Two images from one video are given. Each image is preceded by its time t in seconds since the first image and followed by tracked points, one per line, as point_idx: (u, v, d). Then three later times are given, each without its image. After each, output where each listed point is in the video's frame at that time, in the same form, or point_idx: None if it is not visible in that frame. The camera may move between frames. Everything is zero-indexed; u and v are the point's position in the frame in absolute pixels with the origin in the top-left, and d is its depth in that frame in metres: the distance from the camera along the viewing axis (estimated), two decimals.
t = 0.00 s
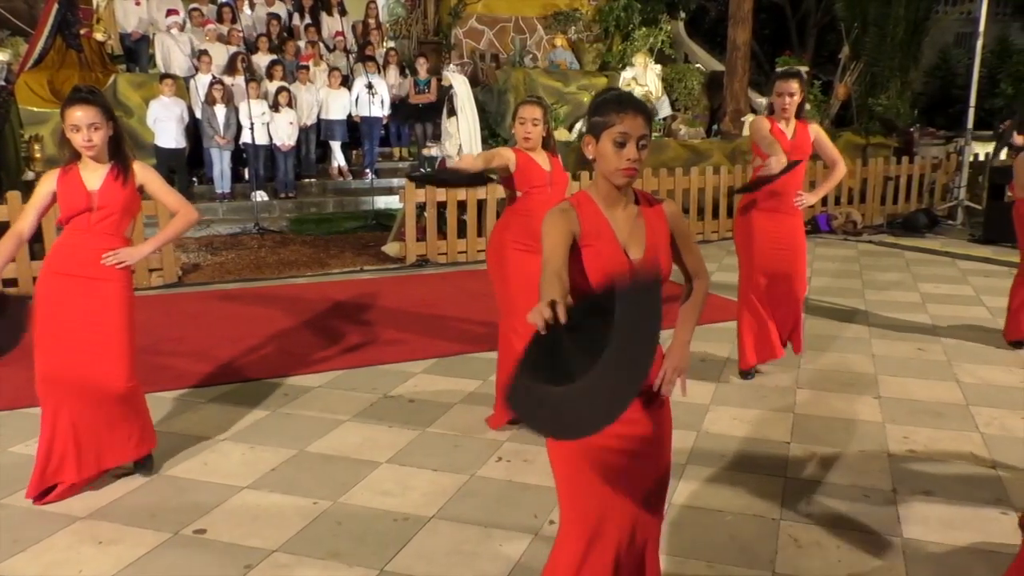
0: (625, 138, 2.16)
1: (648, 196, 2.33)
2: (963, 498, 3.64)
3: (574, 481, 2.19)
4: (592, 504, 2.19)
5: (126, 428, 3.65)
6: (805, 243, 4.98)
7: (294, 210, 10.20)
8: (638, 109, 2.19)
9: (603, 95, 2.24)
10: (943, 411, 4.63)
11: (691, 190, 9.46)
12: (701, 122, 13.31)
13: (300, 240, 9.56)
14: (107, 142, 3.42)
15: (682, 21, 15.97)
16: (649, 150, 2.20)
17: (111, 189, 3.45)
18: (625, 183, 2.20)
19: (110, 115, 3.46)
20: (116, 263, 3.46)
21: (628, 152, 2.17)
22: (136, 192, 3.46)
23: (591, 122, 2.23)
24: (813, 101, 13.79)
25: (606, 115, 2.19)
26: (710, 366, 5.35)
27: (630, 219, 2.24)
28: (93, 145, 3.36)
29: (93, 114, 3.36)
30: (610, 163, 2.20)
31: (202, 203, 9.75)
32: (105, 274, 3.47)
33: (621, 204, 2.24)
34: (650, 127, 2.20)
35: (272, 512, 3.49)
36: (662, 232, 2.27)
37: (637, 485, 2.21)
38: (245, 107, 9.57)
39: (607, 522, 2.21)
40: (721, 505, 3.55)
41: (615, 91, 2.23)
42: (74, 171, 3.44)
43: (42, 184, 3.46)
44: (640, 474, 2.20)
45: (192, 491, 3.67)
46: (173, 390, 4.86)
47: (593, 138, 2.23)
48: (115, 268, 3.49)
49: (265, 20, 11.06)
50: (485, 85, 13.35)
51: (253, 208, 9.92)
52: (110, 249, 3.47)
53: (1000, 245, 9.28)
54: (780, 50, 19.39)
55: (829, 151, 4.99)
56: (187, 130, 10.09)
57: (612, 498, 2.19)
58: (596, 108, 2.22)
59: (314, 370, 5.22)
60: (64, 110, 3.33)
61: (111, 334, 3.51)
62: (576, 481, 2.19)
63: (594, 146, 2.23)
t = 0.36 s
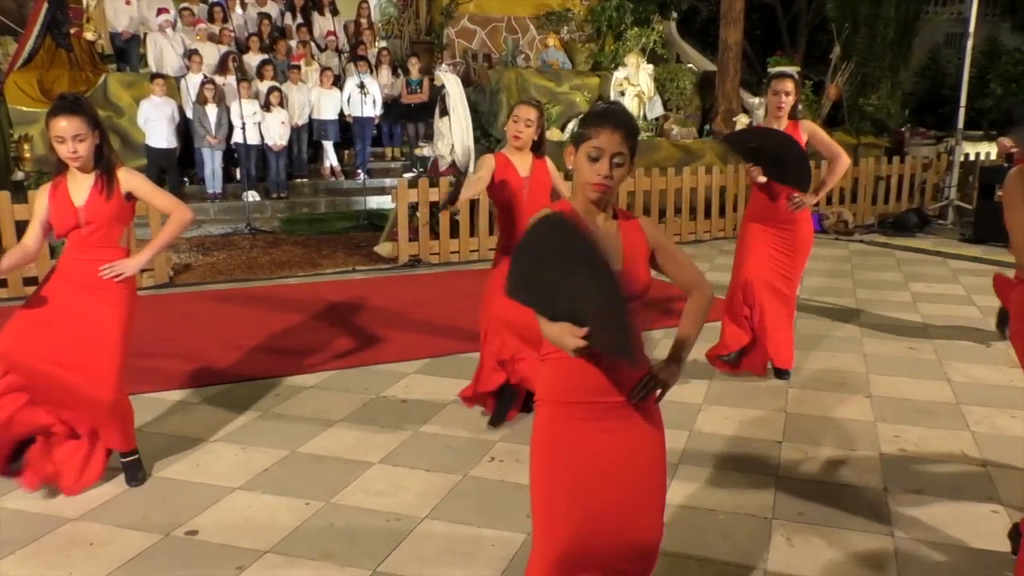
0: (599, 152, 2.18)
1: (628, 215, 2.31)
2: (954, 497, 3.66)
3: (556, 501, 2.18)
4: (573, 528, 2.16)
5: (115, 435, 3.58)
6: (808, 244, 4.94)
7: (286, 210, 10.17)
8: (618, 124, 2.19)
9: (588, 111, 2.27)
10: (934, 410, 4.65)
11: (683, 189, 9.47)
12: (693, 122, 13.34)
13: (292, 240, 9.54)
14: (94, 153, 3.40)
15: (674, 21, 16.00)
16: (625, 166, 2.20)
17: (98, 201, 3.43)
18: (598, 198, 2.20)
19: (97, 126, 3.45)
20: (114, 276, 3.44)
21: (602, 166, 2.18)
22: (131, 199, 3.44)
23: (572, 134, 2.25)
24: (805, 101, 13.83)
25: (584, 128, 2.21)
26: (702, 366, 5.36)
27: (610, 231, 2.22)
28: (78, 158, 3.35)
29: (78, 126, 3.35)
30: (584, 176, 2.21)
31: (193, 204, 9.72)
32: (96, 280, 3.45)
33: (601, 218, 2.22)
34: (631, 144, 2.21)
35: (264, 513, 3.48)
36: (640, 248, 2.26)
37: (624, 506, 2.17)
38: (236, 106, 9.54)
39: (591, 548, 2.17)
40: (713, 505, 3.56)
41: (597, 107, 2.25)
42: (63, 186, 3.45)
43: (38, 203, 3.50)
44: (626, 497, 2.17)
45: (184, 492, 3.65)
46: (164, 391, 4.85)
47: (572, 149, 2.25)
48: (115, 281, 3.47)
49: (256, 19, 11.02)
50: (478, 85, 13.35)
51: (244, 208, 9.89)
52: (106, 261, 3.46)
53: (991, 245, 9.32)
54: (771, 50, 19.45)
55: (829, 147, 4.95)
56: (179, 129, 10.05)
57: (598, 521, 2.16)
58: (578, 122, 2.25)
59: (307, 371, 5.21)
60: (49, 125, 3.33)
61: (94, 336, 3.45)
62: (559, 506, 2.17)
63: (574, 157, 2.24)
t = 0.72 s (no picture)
0: (584, 144, 2.10)
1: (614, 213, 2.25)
2: (944, 495, 3.68)
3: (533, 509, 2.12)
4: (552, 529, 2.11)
5: (104, 438, 3.59)
6: (789, 247, 4.95)
7: (277, 210, 10.15)
8: (600, 114, 2.13)
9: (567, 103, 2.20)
10: (923, 408, 4.68)
11: (674, 190, 9.49)
12: (683, 122, 13.39)
13: (282, 240, 9.52)
14: (74, 148, 3.36)
15: (664, 22, 16.03)
16: (610, 157, 2.13)
17: (76, 195, 3.40)
18: (585, 189, 2.12)
19: (78, 119, 3.40)
20: (87, 269, 3.42)
21: (587, 158, 2.10)
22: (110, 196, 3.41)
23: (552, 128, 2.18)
24: (794, 101, 13.89)
25: (566, 120, 2.14)
26: (692, 366, 5.38)
27: (596, 227, 2.14)
28: (61, 152, 3.30)
29: (60, 120, 3.29)
30: (569, 168, 2.12)
31: (183, 204, 9.69)
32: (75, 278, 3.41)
33: (584, 211, 2.15)
34: (613, 136, 2.14)
35: (254, 514, 3.47)
36: (623, 244, 2.18)
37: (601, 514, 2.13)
38: (226, 106, 9.51)
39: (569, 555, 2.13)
40: (704, 504, 3.57)
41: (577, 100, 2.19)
42: (39, 177, 3.39)
43: (6, 182, 3.44)
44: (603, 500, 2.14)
45: (174, 494, 3.64)
46: (153, 393, 4.83)
47: (554, 145, 2.18)
48: (88, 275, 3.44)
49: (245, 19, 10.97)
50: (468, 85, 13.36)
51: (235, 208, 9.87)
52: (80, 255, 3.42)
53: (978, 245, 9.38)
54: (761, 51, 19.52)
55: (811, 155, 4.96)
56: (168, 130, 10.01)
57: (577, 530, 2.12)
58: (558, 115, 2.18)
59: (297, 372, 5.20)
60: (29, 118, 3.26)
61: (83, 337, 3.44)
62: (535, 515, 2.12)
63: (555, 152, 2.17)
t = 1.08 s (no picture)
0: (614, 145, 2.24)
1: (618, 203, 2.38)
2: (932, 493, 3.70)
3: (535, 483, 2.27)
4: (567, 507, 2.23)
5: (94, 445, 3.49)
6: (778, 246, 4.93)
7: (265, 210, 10.13)
8: (618, 116, 2.28)
9: (575, 103, 2.30)
10: (911, 407, 4.70)
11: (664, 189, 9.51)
12: (673, 122, 13.42)
13: (271, 241, 9.49)
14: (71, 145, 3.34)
15: (653, 22, 16.06)
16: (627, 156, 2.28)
17: (79, 192, 3.38)
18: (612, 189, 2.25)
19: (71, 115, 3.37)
20: (97, 269, 3.36)
21: (616, 158, 2.24)
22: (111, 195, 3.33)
23: (571, 129, 2.26)
24: (783, 101, 13.95)
25: (590, 121, 2.24)
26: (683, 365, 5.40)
27: (605, 229, 2.28)
28: (58, 150, 3.28)
29: (53, 117, 3.27)
30: (597, 168, 2.23)
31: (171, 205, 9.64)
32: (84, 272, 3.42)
33: (596, 216, 2.29)
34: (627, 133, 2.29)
35: (243, 515, 3.45)
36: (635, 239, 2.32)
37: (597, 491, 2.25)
38: (214, 106, 9.48)
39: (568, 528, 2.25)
40: (694, 503, 3.58)
41: (586, 99, 2.29)
42: (40, 179, 3.38)
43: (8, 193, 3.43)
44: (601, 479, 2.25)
45: (163, 495, 3.62)
46: (143, 394, 4.80)
47: (576, 147, 2.26)
48: (99, 276, 3.40)
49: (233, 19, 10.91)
50: (458, 85, 13.34)
51: (224, 209, 9.83)
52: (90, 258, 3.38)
53: (965, 244, 9.43)
54: (750, 51, 19.60)
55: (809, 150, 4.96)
56: (156, 129, 9.96)
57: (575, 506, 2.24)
58: (574, 115, 2.27)
59: (287, 372, 5.18)
60: (22, 119, 3.24)
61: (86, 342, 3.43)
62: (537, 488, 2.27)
63: (578, 155, 2.26)
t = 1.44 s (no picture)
0: (585, 124, 2.16)
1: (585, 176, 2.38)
2: (919, 490, 3.72)
3: (548, 484, 2.25)
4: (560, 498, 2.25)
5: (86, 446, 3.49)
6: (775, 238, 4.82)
7: (253, 211, 10.10)
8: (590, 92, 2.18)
9: (545, 80, 2.20)
10: (897, 405, 4.73)
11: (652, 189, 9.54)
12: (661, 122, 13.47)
13: (259, 241, 9.45)
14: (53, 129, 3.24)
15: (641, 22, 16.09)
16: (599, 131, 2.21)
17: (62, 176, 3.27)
18: (583, 168, 2.20)
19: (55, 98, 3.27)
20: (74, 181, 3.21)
21: (588, 138, 2.17)
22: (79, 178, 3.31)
23: (542, 109, 2.16)
24: (770, 101, 14.00)
25: (561, 101, 2.14)
26: (671, 364, 5.41)
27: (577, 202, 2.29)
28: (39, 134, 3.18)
29: (36, 99, 3.16)
30: (569, 149, 2.17)
31: (158, 205, 9.60)
32: (66, 269, 3.32)
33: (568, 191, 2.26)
34: (599, 109, 2.20)
35: (231, 517, 3.44)
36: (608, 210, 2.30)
37: (605, 480, 2.31)
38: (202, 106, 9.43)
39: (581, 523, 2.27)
40: (683, 502, 3.59)
41: (557, 77, 2.18)
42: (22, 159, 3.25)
43: None
44: (606, 470, 2.29)
45: (150, 497, 3.60)
46: (130, 395, 4.78)
47: (548, 126, 2.16)
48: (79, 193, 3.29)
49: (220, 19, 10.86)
50: (447, 85, 13.34)
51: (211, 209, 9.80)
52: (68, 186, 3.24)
53: (952, 243, 9.49)
54: (738, 51, 19.68)
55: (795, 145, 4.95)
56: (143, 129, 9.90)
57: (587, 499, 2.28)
58: (545, 94, 2.16)
59: (275, 373, 5.17)
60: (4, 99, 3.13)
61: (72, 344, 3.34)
62: (549, 488, 2.25)
63: (549, 136, 2.17)
